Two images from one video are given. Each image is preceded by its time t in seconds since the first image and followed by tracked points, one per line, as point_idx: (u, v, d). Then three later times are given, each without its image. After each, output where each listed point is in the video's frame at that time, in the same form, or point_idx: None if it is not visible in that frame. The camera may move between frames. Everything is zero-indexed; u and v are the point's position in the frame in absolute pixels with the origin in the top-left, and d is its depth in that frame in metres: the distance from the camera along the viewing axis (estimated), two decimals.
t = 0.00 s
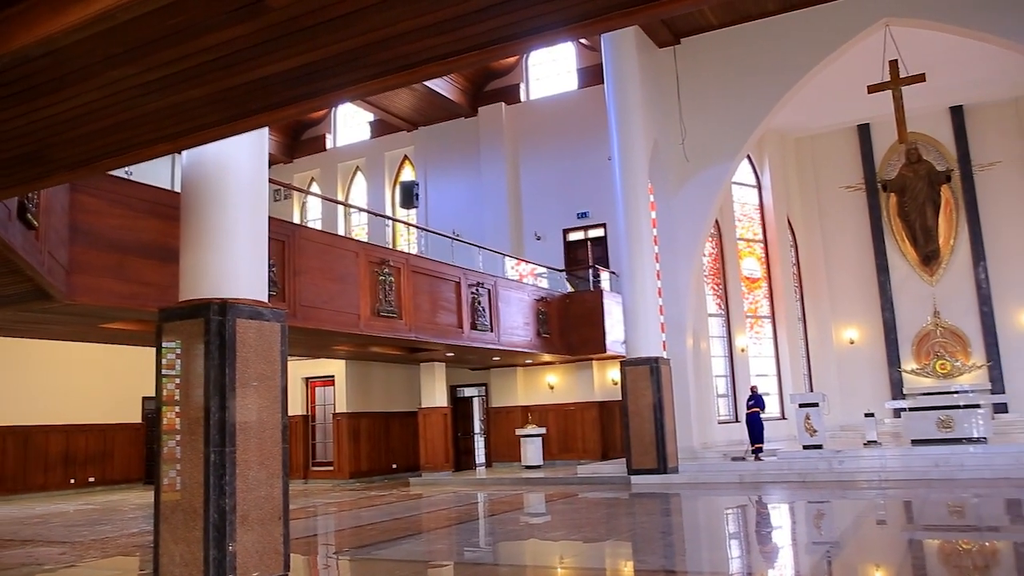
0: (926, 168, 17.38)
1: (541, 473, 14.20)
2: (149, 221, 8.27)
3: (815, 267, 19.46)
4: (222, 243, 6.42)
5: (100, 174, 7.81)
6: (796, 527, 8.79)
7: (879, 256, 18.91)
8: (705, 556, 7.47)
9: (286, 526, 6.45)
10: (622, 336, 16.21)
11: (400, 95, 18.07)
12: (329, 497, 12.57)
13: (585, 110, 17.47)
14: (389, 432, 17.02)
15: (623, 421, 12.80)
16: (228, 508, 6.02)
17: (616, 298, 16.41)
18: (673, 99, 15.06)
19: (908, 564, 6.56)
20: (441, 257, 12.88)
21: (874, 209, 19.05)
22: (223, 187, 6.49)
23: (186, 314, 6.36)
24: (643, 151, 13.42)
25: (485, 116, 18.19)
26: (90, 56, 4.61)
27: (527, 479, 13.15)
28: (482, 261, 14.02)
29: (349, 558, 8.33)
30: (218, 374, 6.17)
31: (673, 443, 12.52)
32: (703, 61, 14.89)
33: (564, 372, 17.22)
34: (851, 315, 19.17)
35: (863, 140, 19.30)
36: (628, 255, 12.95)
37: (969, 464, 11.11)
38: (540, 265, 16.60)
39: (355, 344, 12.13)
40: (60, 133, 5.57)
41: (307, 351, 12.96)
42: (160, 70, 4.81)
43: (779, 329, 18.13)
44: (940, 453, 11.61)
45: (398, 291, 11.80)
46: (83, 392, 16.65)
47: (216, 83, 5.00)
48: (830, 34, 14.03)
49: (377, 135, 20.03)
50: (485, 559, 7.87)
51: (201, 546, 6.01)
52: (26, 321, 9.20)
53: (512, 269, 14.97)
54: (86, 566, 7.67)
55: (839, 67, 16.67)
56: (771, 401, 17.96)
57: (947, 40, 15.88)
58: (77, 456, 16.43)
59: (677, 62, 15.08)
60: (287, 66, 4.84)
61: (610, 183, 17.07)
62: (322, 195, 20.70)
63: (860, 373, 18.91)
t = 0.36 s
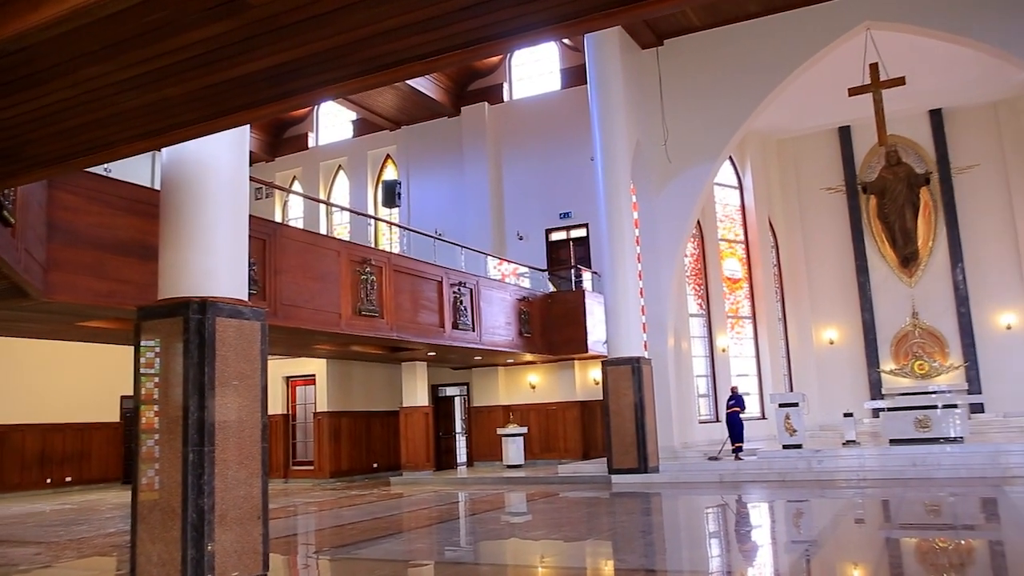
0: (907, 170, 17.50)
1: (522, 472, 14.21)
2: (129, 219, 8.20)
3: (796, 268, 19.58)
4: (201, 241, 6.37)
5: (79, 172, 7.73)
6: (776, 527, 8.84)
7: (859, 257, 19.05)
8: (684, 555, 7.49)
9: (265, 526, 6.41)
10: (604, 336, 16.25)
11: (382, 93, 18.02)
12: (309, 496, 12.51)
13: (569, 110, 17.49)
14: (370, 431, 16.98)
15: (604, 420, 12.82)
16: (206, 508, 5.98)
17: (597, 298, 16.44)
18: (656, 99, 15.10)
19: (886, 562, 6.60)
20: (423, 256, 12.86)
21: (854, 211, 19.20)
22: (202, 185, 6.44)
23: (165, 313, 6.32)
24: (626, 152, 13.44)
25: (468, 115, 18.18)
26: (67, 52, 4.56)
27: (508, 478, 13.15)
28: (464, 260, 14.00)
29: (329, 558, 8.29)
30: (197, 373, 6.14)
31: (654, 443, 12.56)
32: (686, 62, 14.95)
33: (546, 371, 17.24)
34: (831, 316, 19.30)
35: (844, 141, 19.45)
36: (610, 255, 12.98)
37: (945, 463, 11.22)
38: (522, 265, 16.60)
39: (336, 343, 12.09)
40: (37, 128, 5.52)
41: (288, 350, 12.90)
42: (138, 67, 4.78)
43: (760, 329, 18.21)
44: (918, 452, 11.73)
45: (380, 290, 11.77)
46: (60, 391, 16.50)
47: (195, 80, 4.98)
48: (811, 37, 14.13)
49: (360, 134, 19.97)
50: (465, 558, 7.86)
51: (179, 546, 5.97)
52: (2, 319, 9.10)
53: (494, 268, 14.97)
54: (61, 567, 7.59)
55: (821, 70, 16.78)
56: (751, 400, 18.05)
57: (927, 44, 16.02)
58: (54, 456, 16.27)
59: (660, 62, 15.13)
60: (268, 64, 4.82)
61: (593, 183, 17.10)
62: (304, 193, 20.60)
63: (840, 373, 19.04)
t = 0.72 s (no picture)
0: (885, 175, 17.26)
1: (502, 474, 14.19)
2: (106, 219, 8.11)
3: (775, 271, 19.70)
4: (179, 242, 6.32)
5: (55, 171, 7.65)
6: (754, 529, 8.88)
7: (838, 261, 19.19)
8: (663, 557, 7.51)
9: (243, 528, 6.36)
10: (585, 338, 16.28)
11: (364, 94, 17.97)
12: (288, 498, 12.44)
13: (551, 113, 17.53)
14: (350, 433, 16.90)
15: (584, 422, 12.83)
16: (183, 511, 5.92)
17: (578, 300, 16.48)
18: (637, 103, 15.15)
19: (863, 564, 6.65)
20: (404, 258, 12.84)
21: (833, 215, 19.35)
22: (180, 185, 6.39)
23: (142, 314, 6.26)
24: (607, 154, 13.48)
25: (450, 117, 18.17)
26: (43, 49, 4.51)
27: (489, 481, 13.14)
28: (445, 262, 13.99)
29: (308, 561, 8.24)
30: (175, 374, 6.08)
31: (634, 445, 12.58)
32: (668, 66, 15.01)
33: (526, 373, 17.24)
34: (811, 319, 19.43)
35: (823, 146, 19.62)
36: (591, 257, 13.01)
37: (921, 465, 11.33)
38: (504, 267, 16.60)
39: (316, 345, 12.03)
40: (12, 126, 5.47)
41: (267, 352, 12.82)
42: (116, 65, 4.74)
43: (739, 332, 18.31)
44: (894, 454, 11.84)
45: (360, 291, 11.73)
46: (35, 393, 16.31)
47: (174, 80, 4.94)
48: (792, 42, 14.24)
49: (341, 135, 19.90)
50: (445, 561, 7.85)
51: (155, 549, 5.91)
52: None
53: (475, 271, 14.96)
54: (33, 572, 7.49)
55: (801, 75, 16.90)
56: (731, 403, 18.12)
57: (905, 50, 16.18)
58: (28, 458, 16.08)
59: (642, 66, 15.19)
60: (247, 65, 4.81)
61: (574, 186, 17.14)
62: (285, 194, 20.51)
63: (818, 376, 19.16)
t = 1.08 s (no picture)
0: (861, 184, 18.44)
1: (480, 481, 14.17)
2: (80, 223, 8.02)
3: (753, 279, 19.81)
4: (154, 247, 6.24)
5: (29, 174, 7.55)
6: (731, 535, 8.90)
7: (816, 269, 19.33)
8: (641, 565, 7.51)
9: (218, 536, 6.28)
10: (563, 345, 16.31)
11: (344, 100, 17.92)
12: (265, 505, 12.34)
13: (530, 120, 17.55)
14: (327, 439, 16.81)
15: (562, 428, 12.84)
16: (156, 518, 5.85)
17: (557, 307, 16.50)
18: (617, 110, 15.21)
19: (839, 570, 6.68)
20: (383, 264, 12.82)
21: (810, 224, 19.50)
22: (155, 189, 6.31)
23: (116, 319, 6.19)
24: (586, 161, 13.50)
25: (430, 123, 18.18)
26: (15, 51, 4.48)
27: (466, 487, 13.10)
28: (424, 268, 13.97)
29: (282, 569, 8.17)
30: (149, 380, 6.02)
31: (612, 452, 12.60)
32: (647, 74, 15.09)
33: (504, 380, 17.23)
34: (788, 327, 19.54)
35: (801, 155, 19.78)
36: (570, 264, 13.03)
37: (896, 472, 11.42)
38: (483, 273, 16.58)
39: (294, 351, 11.97)
40: None
41: (244, 358, 12.73)
42: (90, 68, 4.70)
43: (717, 340, 18.39)
44: (870, 461, 11.94)
45: (338, 297, 11.67)
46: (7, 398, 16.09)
47: (149, 83, 4.91)
48: (771, 51, 14.36)
49: (320, 140, 19.84)
50: (423, 569, 7.82)
51: (127, 558, 5.82)
52: None
53: (454, 277, 14.94)
54: None
55: (779, 84, 17.03)
56: (709, 410, 18.16)
57: (881, 62, 16.35)
58: None
59: (621, 73, 15.25)
60: (223, 70, 4.79)
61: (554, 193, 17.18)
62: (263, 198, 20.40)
63: (795, 383, 19.26)
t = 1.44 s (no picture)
0: (835, 194, 18.67)
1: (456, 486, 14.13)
2: (51, 223, 7.90)
3: (729, 286, 19.94)
4: (127, 249, 6.17)
5: None
6: (706, 541, 8.92)
7: (791, 276, 19.49)
8: (615, 570, 7.53)
9: (189, 541, 6.19)
10: (540, 350, 16.36)
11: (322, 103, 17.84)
12: (237, 511, 12.22)
13: (509, 125, 17.58)
14: (302, 444, 16.71)
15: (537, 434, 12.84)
16: (126, 524, 5.74)
17: (534, 312, 16.51)
18: (595, 116, 15.27)
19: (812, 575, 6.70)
20: (360, 268, 12.78)
21: (785, 231, 19.64)
22: (128, 190, 6.23)
23: (87, 321, 6.10)
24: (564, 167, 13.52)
25: (408, 127, 18.15)
26: None
27: (442, 493, 13.06)
28: (401, 272, 13.93)
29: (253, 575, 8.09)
30: (119, 384, 5.94)
31: (588, 458, 12.61)
32: (625, 81, 15.15)
33: (481, 385, 17.19)
34: (763, 333, 19.67)
35: (777, 163, 19.95)
36: (547, 269, 13.04)
37: (867, 478, 11.53)
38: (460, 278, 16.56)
39: (269, 355, 11.88)
40: None
41: (218, 361, 12.61)
42: (62, 67, 4.67)
43: (693, 346, 18.48)
44: (842, 468, 12.05)
45: (314, 300, 11.61)
46: None
47: (122, 84, 4.88)
48: (748, 60, 14.48)
49: (298, 142, 19.75)
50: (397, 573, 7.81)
51: (95, 563, 5.71)
52: None
53: (431, 282, 14.91)
54: None
55: (756, 93, 17.17)
56: (684, 416, 18.23)
57: (856, 72, 16.52)
58: None
59: (600, 80, 15.32)
60: (196, 71, 4.77)
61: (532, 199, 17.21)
62: (239, 201, 20.25)
63: (770, 390, 19.40)
